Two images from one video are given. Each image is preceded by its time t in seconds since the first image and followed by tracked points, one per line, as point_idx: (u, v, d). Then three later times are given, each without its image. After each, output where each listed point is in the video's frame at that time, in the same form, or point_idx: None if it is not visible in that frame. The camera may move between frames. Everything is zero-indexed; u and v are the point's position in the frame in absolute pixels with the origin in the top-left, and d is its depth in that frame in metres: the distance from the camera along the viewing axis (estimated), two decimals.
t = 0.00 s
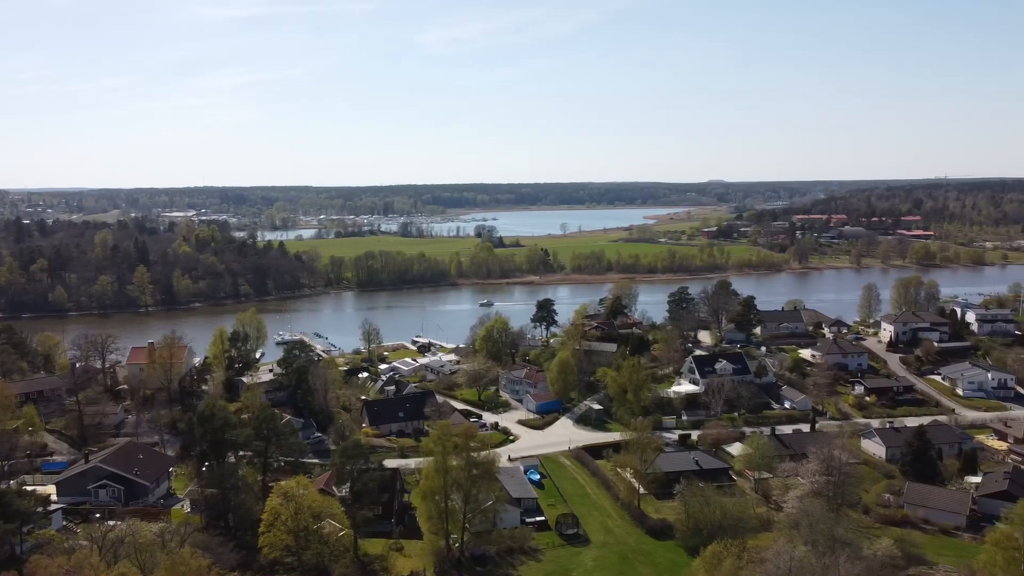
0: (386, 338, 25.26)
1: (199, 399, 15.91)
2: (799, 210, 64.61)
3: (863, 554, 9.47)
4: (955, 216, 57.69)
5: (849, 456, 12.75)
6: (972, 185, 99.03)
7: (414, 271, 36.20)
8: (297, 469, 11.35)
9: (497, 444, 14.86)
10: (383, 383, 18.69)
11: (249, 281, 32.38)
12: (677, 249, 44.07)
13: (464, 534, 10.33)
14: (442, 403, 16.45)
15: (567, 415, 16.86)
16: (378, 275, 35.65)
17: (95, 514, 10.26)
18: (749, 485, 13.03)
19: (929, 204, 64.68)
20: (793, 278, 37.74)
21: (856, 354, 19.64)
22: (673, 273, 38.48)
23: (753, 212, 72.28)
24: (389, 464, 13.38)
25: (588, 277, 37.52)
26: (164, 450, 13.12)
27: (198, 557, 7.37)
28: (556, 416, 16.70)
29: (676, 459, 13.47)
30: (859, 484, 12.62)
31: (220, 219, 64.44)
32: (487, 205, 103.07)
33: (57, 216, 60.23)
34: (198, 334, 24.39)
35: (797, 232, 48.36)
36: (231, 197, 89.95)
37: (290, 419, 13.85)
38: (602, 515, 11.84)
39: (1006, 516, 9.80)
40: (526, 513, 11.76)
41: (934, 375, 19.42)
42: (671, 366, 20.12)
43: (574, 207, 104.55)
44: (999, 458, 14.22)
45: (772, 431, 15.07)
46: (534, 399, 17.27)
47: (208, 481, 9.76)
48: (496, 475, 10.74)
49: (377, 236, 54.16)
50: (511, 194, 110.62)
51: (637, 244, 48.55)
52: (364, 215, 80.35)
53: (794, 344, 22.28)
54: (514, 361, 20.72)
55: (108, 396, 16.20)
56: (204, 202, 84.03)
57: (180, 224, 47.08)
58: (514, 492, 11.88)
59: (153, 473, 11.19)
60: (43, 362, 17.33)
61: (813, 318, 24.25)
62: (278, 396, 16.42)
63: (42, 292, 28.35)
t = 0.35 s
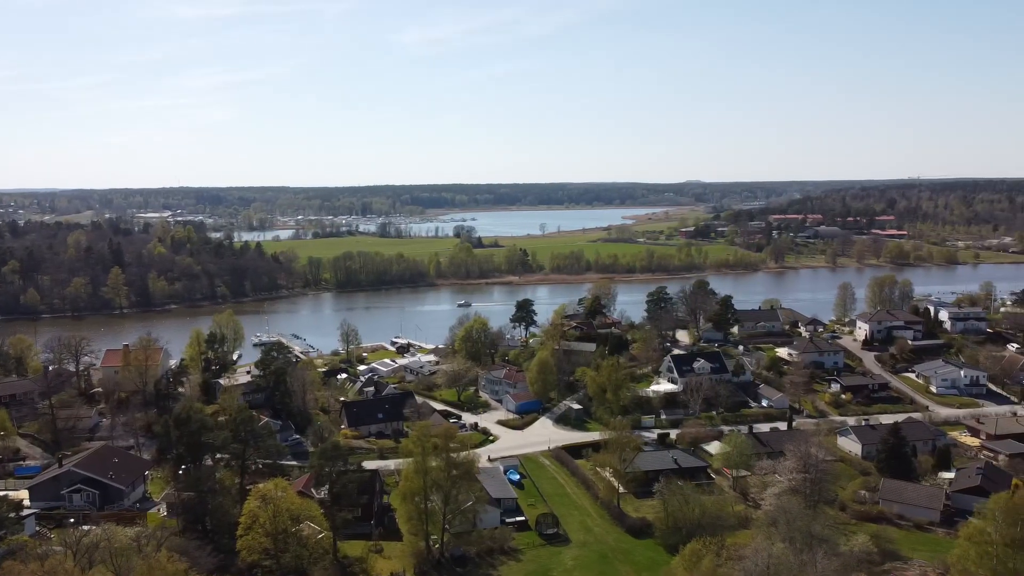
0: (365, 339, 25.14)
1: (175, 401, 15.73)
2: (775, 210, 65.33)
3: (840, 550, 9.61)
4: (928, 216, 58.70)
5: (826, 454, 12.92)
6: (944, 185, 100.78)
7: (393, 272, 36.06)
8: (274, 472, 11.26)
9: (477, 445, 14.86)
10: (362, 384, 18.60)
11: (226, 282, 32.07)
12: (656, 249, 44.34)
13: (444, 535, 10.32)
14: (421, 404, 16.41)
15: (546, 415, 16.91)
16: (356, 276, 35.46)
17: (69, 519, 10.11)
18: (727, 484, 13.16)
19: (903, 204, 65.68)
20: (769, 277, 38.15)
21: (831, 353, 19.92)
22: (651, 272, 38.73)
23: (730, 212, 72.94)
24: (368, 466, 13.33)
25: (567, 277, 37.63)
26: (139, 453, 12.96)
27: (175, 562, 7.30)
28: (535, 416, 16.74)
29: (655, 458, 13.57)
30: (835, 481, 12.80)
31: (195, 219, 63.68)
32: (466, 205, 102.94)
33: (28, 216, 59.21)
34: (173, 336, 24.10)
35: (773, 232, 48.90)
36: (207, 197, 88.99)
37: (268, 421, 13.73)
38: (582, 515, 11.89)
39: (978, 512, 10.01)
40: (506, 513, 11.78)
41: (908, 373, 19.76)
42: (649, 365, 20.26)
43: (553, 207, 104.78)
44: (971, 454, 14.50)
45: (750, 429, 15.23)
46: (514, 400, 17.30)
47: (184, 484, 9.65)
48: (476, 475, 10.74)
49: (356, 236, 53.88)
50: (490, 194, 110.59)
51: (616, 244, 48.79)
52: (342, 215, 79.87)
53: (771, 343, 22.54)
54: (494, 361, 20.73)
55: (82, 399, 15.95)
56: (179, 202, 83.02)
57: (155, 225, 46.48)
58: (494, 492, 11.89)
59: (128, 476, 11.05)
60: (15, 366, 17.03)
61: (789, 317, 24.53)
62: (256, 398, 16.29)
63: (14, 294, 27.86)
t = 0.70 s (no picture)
0: (343, 340, 25.00)
1: (150, 404, 15.53)
2: (751, 209, 66.00)
3: (816, 546, 9.74)
4: (900, 216, 59.68)
5: (802, 451, 13.10)
6: (917, 185, 102.44)
7: (371, 273, 35.88)
8: (252, 474, 11.17)
9: (456, 445, 14.85)
10: (340, 385, 18.50)
11: (202, 283, 31.74)
12: (634, 248, 44.58)
13: (423, 536, 10.31)
14: (400, 405, 16.38)
15: (525, 415, 16.95)
16: (334, 277, 35.24)
17: (42, 524, 9.94)
18: (705, 482, 13.30)
19: (876, 204, 66.64)
20: (746, 277, 38.54)
21: (807, 351, 20.20)
22: (629, 272, 38.94)
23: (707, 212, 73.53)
24: (347, 468, 13.27)
25: (546, 277, 37.69)
26: (114, 457, 12.79)
27: (152, 567, 7.22)
28: (514, 415, 16.77)
29: (634, 457, 13.67)
30: (812, 478, 12.99)
31: (170, 220, 62.81)
32: (444, 205, 102.70)
33: None
34: (148, 338, 23.79)
35: (750, 232, 49.42)
36: (181, 197, 87.88)
37: (245, 424, 13.62)
38: (562, 514, 11.94)
39: (949, 506, 10.21)
40: (486, 513, 11.81)
41: (882, 370, 20.08)
42: (628, 364, 20.39)
43: (531, 207, 104.93)
44: (944, 450, 14.81)
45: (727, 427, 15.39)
46: (493, 400, 17.32)
47: (160, 488, 9.53)
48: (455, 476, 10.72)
49: (333, 237, 53.55)
50: (468, 194, 110.43)
51: (594, 244, 48.99)
52: (319, 216, 79.28)
53: (748, 341, 22.78)
54: (473, 361, 20.73)
55: (55, 403, 15.69)
56: (153, 202, 81.87)
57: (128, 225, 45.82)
58: (474, 492, 11.90)
59: (102, 481, 10.90)
60: None
61: (766, 316, 24.81)
62: (233, 400, 16.16)
63: None
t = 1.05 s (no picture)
0: (320, 341, 24.84)
1: (124, 407, 15.31)
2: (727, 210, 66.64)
3: (792, 542, 9.89)
4: (872, 215, 60.65)
5: (778, 449, 13.27)
6: (889, 185, 104.16)
7: (348, 274, 35.68)
8: (227, 477, 11.07)
9: (434, 446, 14.83)
10: (318, 387, 18.38)
11: (176, 284, 31.36)
12: (611, 248, 44.78)
13: (402, 537, 10.29)
14: (378, 406, 16.31)
15: (504, 415, 16.98)
16: (310, 278, 34.98)
17: (12, 531, 9.77)
18: (683, 480, 13.42)
19: (850, 204, 67.61)
20: (722, 276, 38.91)
21: (783, 350, 20.45)
22: (606, 272, 39.13)
23: (684, 212, 74.10)
24: (324, 469, 13.20)
25: (524, 277, 37.74)
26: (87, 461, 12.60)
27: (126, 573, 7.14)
28: (493, 416, 16.78)
29: (612, 456, 13.76)
30: (788, 475, 13.17)
31: (143, 221, 61.92)
32: (422, 206, 102.38)
33: None
34: (121, 340, 23.45)
35: (726, 232, 49.90)
36: (155, 198, 86.70)
37: (221, 426, 13.48)
38: (540, 513, 11.99)
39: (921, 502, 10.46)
40: (465, 514, 11.82)
41: (856, 369, 20.40)
42: (605, 364, 20.51)
43: (509, 207, 105.01)
44: (917, 446, 15.10)
45: (704, 426, 15.55)
46: (471, 400, 17.31)
47: (134, 492, 9.42)
48: (434, 476, 10.69)
49: (310, 238, 53.14)
50: (446, 194, 110.21)
51: (572, 244, 49.16)
52: (296, 216, 78.65)
53: (724, 340, 23.01)
54: (451, 362, 20.72)
55: (25, 407, 15.41)
56: (125, 203, 80.62)
57: (100, 226, 45.13)
58: (452, 493, 11.92)
59: (75, 485, 10.74)
60: None
61: (742, 315, 25.07)
62: (208, 402, 15.99)
63: None
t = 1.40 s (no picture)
0: (297, 343, 24.66)
1: (97, 410, 15.09)
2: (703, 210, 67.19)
3: (768, 539, 10.04)
4: (846, 215, 61.51)
5: (754, 447, 13.43)
6: (863, 185, 105.65)
7: (325, 274, 35.45)
8: (202, 480, 10.96)
9: (412, 447, 14.81)
10: (294, 389, 18.24)
11: (150, 286, 30.95)
12: (589, 248, 44.97)
13: (380, 539, 10.27)
14: (355, 407, 16.24)
15: (482, 415, 17.00)
16: (287, 279, 34.69)
17: None
18: (660, 479, 13.54)
19: (824, 204, 68.54)
20: (698, 276, 39.24)
21: (758, 348, 20.69)
22: (584, 272, 39.29)
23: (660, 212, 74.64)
24: (302, 472, 13.12)
25: (502, 277, 37.76)
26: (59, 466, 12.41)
27: None
28: (471, 416, 16.79)
29: (590, 455, 13.83)
30: (764, 473, 13.33)
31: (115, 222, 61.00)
32: (399, 206, 101.99)
33: None
34: (94, 343, 23.10)
35: (702, 232, 50.33)
36: (128, 198, 85.44)
37: (196, 429, 13.34)
38: (519, 513, 12.03)
39: (895, 497, 10.63)
40: (443, 515, 11.82)
41: (830, 367, 20.71)
42: (583, 363, 20.62)
43: (487, 207, 104.97)
44: (890, 443, 15.38)
45: (681, 424, 15.69)
46: (449, 401, 17.30)
47: (107, 496, 9.30)
48: (412, 477, 10.67)
49: (286, 238, 52.71)
50: (423, 195, 109.88)
51: (550, 244, 49.29)
52: (271, 217, 77.95)
53: (700, 339, 23.22)
54: (428, 362, 20.69)
55: None
56: (97, 203, 79.33)
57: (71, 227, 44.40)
58: (430, 494, 11.91)
59: (47, 490, 10.58)
60: None
61: (718, 314, 25.32)
62: (183, 405, 15.82)
63: None
